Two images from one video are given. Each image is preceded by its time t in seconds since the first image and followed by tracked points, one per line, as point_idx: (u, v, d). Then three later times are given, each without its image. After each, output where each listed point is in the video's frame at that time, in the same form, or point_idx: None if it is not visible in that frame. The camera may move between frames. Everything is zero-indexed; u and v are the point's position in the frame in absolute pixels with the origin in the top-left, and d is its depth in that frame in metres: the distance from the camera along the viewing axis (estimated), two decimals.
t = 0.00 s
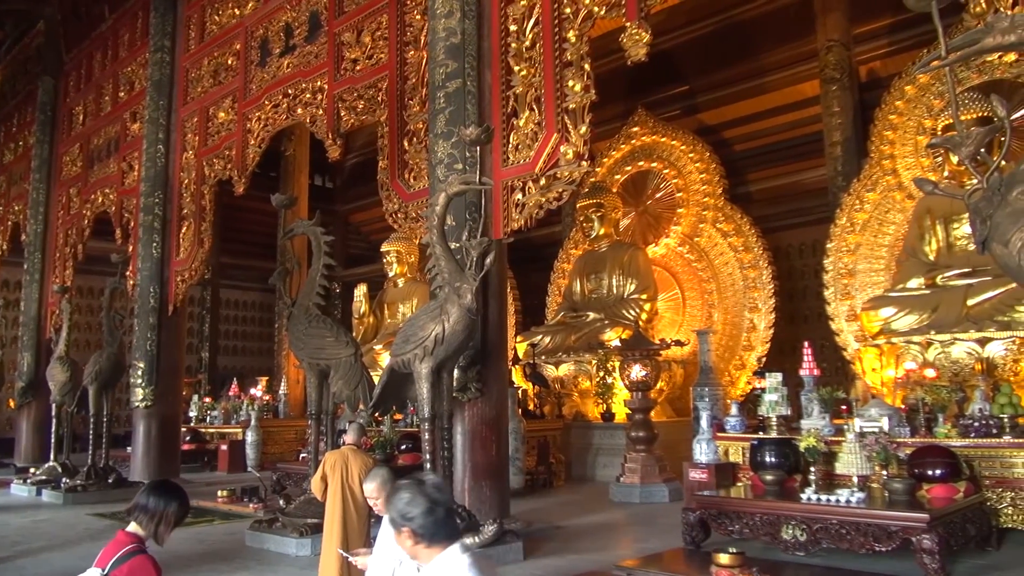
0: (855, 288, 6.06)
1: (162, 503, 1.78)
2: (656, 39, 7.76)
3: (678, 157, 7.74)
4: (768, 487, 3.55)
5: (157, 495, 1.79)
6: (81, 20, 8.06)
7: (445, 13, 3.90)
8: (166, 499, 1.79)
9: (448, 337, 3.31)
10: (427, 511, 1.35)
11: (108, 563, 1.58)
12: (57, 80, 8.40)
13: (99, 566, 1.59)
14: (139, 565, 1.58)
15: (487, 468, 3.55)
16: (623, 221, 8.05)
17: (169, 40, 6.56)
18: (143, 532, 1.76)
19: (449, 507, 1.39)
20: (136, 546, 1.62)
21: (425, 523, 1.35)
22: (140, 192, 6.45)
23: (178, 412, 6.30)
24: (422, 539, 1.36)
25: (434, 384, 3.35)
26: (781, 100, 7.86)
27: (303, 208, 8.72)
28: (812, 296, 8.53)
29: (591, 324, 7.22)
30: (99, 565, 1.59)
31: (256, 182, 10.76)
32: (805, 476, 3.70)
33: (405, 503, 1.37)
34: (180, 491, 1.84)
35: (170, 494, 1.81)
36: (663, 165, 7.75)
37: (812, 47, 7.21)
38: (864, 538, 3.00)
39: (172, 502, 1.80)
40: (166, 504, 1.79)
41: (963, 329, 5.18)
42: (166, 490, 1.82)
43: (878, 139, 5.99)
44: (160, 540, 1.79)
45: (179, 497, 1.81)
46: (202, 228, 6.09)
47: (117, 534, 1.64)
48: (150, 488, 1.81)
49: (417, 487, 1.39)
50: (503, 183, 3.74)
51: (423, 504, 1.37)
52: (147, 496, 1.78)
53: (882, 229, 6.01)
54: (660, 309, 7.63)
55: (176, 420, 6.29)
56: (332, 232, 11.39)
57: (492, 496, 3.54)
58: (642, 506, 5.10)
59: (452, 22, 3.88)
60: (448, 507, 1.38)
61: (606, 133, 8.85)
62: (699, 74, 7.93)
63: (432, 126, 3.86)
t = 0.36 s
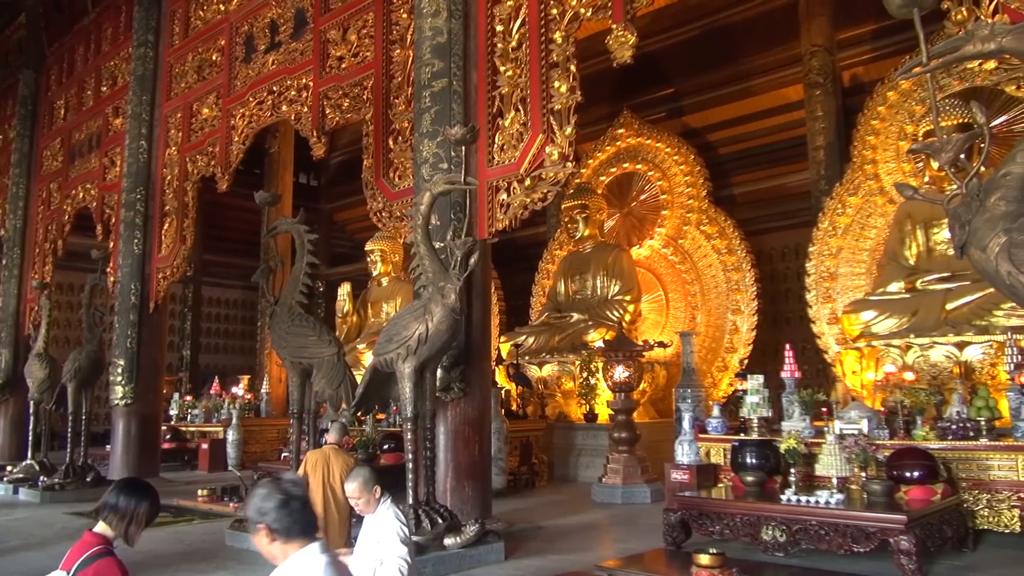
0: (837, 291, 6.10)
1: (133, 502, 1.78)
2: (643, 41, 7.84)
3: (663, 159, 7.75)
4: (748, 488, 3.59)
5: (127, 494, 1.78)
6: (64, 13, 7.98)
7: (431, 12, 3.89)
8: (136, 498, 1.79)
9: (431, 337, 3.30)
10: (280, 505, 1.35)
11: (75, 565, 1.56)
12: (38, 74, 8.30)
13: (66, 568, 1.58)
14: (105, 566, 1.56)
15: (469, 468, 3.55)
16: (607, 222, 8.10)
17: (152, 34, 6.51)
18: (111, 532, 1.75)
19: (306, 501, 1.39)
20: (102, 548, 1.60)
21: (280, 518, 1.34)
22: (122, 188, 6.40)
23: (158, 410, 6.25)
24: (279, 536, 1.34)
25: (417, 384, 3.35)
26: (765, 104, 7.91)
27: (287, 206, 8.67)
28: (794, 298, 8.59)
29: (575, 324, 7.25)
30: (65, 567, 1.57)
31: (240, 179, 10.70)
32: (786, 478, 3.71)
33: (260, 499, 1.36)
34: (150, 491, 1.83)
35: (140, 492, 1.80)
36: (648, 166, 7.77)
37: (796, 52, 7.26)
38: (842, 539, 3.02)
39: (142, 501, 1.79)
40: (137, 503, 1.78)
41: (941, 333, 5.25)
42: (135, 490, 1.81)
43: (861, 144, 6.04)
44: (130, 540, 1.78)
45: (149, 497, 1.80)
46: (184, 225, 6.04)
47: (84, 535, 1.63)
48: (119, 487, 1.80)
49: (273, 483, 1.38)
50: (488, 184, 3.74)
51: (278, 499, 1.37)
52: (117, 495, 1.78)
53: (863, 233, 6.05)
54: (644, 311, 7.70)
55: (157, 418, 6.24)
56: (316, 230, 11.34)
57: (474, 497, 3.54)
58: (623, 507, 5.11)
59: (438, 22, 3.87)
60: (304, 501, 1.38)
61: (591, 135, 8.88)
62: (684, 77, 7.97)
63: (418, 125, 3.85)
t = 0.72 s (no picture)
0: (819, 292, 6.15)
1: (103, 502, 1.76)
2: (628, 42, 7.84)
3: (647, 160, 7.78)
4: (730, 488, 3.59)
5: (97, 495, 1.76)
6: (44, 6, 7.89)
7: (417, 11, 3.88)
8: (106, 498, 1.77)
9: (415, 335, 3.29)
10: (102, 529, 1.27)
11: (47, 570, 1.54)
12: (17, 68, 8.20)
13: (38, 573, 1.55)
14: (79, 570, 1.54)
15: (452, 466, 3.55)
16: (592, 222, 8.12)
17: (134, 29, 6.44)
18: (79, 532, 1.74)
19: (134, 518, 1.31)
20: (74, 551, 1.58)
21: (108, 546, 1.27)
22: (103, 184, 6.33)
23: (138, 408, 6.18)
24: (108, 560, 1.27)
25: (400, 382, 3.34)
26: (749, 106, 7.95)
27: (270, 203, 8.61)
28: (776, 299, 8.64)
29: (559, 324, 7.26)
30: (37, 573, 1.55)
31: (222, 176, 10.62)
32: (766, 477, 3.72)
33: (83, 523, 1.29)
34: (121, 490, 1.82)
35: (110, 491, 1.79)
36: (632, 167, 7.79)
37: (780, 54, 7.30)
38: (822, 539, 3.05)
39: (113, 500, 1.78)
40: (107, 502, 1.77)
41: (921, 333, 5.27)
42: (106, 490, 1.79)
43: (843, 146, 6.09)
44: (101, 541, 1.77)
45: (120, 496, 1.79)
46: (165, 222, 6.00)
47: (53, 538, 1.60)
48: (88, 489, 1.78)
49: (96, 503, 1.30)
50: (472, 183, 3.74)
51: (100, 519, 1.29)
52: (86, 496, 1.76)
53: (845, 234, 6.11)
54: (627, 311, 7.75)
55: (137, 417, 6.18)
56: (299, 228, 11.28)
57: (457, 496, 3.54)
58: (606, 506, 5.13)
59: (424, 20, 3.86)
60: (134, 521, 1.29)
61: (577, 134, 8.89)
62: (669, 78, 7.99)
63: (402, 124, 3.83)
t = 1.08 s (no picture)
0: (802, 291, 6.20)
1: (72, 502, 1.74)
2: (613, 40, 7.85)
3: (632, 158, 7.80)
4: (713, 486, 3.62)
5: (67, 495, 1.74)
6: None
7: (402, 8, 3.86)
8: (76, 497, 1.76)
9: (399, 333, 3.28)
10: None
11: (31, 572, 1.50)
12: None
13: None
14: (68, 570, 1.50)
15: (437, 464, 3.55)
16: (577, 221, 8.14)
17: (116, 24, 6.38)
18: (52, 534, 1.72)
19: None
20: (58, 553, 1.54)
21: None
22: (84, 180, 6.27)
23: (120, 406, 6.13)
24: None
25: (384, 380, 3.33)
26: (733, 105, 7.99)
27: (254, 200, 8.56)
28: (759, 298, 8.70)
29: (544, 322, 7.28)
30: None
31: (206, 173, 10.55)
32: (750, 475, 3.74)
33: None
34: (90, 489, 1.80)
35: (78, 491, 1.77)
36: (617, 165, 7.80)
37: (764, 54, 7.34)
38: (804, 535, 3.08)
39: (82, 499, 1.76)
40: (77, 502, 1.75)
41: (901, 333, 5.32)
42: (75, 489, 1.77)
43: (826, 146, 6.13)
44: (72, 543, 1.76)
45: (90, 495, 1.78)
46: (148, 218, 5.95)
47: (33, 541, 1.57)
48: (58, 489, 1.76)
49: None
50: (457, 180, 3.74)
51: None
52: (55, 497, 1.74)
53: (828, 234, 6.16)
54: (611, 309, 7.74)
55: (118, 414, 6.12)
56: (283, 225, 11.22)
57: (441, 493, 3.54)
58: (590, 504, 5.14)
59: (409, 17, 3.84)
60: None
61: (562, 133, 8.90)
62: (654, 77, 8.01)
63: (387, 121, 3.81)
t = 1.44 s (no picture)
0: (786, 289, 6.24)
1: (23, 500, 1.64)
2: (599, 39, 7.86)
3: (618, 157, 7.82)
4: (699, 483, 3.63)
5: (14, 493, 1.65)
6: None
7: (387, 5, 3.85)
8: (23, 495, 1.65)
9: (385, 332, 3.28)
10: None
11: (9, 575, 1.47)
12: None
13: None
14: (47, 568, 1.49)
15: (423, 463, 3.55)
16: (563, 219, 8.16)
17: (99, 20, 6.32)
18: (7, 532, 1.60)
19: None
20: (34, 554, 1.52)
21: None
22: (66, 178, 6.21)
23: (103, 405, 6.08)
24: None
25: (370, 379, 3.32)
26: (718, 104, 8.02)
27: (238, 198, 8.52)
28: (744, 297, 8.74)
29: (530, 321, 7.25)
30: None
31: (190, 170, 10.48)
32: (735, 472, 3.79)
33: None
34: (40, 483, 1.71)
35: (28, 490, 1.67)
36: (603, 164, 7.82)
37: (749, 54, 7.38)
38: (788, 531, 3.11)
39: (31, 496, 1.66)
40: (27, 499, 1.65)
41: (885, 330, 5.33)
42: (23, 487, 1.67)
43: (810, 146, 6.17)
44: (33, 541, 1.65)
45: (40, 489, 1.68)
46: (131, 216, 5.91)
47: None
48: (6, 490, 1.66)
49: None
50: (443, 179, 3.73)
51: None
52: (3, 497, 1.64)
53: (812, 232, 6.20)
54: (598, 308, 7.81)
55: (102, 414, 6.07)
56: (269, 223, 11.17)
57: (427, 492, 3.55)
58: (577, 502, 5.16)
59: (395, 14, 3.82)
60: None
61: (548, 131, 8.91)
62: (640, 75, 8.03)
63: (373, 119, 3.80)
